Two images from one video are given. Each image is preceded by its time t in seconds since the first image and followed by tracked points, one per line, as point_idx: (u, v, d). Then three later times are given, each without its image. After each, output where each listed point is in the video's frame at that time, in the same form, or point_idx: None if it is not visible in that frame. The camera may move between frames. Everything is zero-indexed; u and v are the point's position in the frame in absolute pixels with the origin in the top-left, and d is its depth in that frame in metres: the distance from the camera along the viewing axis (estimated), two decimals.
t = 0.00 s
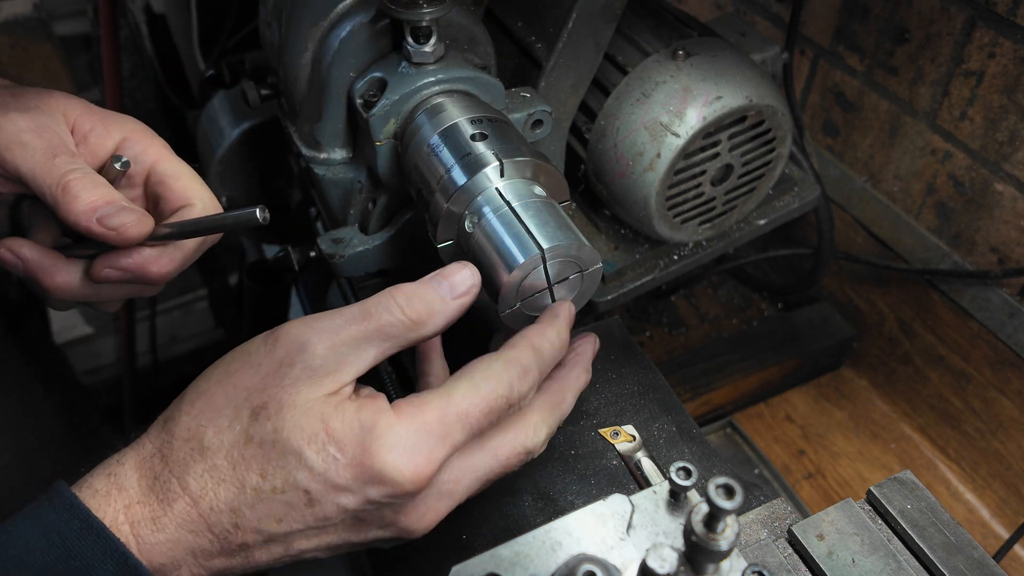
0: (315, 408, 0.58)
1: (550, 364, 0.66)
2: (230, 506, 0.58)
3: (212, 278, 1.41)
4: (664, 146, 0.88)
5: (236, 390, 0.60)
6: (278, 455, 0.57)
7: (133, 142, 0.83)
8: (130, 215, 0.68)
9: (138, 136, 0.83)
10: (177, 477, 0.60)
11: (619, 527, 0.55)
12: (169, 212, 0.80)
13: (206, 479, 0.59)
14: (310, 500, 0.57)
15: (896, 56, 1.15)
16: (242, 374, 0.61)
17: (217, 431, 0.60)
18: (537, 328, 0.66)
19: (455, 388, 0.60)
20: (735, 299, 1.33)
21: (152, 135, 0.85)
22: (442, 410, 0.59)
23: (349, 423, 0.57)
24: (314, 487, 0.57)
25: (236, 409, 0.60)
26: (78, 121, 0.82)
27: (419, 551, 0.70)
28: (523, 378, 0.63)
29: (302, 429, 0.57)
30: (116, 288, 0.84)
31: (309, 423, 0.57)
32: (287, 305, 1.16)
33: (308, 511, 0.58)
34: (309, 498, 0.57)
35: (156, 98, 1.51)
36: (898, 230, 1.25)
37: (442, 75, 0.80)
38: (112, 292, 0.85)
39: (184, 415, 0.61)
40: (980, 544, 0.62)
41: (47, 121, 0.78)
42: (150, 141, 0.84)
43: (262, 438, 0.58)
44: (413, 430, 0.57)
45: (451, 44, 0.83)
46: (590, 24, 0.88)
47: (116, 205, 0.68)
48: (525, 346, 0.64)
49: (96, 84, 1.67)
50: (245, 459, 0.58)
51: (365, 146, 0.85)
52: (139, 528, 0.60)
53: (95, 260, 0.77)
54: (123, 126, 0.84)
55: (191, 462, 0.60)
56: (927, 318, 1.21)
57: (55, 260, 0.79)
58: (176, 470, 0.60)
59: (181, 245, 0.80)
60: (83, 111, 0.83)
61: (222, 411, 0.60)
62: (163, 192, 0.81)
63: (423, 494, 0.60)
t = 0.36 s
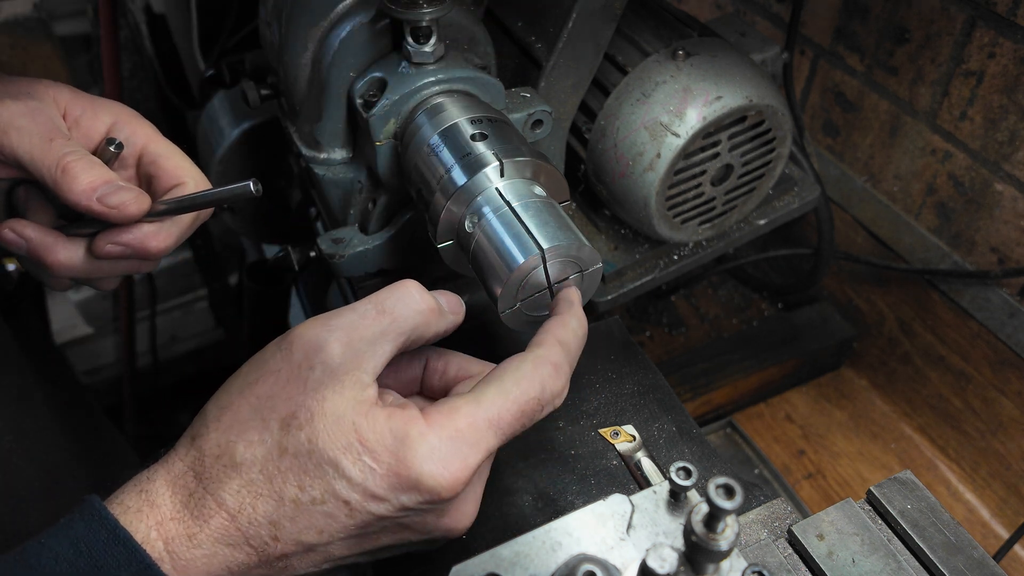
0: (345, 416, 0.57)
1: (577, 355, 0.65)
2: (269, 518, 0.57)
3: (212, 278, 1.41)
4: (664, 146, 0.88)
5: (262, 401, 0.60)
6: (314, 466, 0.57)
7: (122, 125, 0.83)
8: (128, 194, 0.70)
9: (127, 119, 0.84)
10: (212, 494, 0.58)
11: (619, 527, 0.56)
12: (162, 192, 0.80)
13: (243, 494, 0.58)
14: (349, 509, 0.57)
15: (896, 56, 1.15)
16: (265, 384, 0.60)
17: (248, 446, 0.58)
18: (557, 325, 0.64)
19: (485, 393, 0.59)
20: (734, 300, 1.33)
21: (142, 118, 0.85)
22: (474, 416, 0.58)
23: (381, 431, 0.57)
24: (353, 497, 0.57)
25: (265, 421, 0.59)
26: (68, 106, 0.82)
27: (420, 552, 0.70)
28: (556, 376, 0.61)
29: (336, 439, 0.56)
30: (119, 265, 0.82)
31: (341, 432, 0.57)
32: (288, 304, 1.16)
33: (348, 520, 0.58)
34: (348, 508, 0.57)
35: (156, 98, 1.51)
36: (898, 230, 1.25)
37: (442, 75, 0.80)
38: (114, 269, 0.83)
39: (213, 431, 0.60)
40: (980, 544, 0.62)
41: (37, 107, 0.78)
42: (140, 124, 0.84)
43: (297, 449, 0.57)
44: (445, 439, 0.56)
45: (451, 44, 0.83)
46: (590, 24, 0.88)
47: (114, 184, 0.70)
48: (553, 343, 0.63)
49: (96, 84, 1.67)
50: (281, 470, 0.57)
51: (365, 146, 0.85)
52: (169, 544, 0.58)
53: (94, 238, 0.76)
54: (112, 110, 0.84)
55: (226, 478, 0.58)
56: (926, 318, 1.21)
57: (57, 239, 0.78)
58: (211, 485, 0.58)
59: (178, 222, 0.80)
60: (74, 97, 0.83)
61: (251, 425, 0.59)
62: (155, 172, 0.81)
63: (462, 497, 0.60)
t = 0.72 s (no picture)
0: (345, 453, 0.56)
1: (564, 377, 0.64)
2: (266, 548, 0.57)
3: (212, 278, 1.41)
4: (664, 146, 0.88)
5: (262, 435, 0.58)
6: (312, 502, 0.56)
7: (129, 156, 0.82)
8: (125, 235, 0.69)
9: (136, 149, 0.82)
10: (212, 522, 0.57)
11: (619, 527, 0.56)
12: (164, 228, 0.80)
13: (241, 525, 0.57)
14: (345, 543, 0.58)
15: (896, 56, 1.15)
16: (265, 417, 0.59)
17: (245, 479, 0.57)
18: (538, 349, 0.63)
19: (481, 432, 0.58)
20: (734, 299, 1.33)
21: (150, 147, 0.84)
22: (470, 456, 0.58)
23: (378, 472, 0.56)
24: (349, 533, 0.57)
25: (264, 454, 0.58)
26: (75, 134, 0.81)
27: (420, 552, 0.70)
28: (554, 406, 0.61)
29: (336, 479, 0.56)
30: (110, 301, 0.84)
31: (340, 471, 0.56)
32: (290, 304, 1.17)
33: (343, 551, 0.58)
34: (345, 542, 0.58)
35: (156, 98, 1.52)
36: (899, 231, 1.25)
37: (442, 75, 0.80)
38: (108, 304, 0.86)
39: (210, 460, 0.59)
40: (980, 544, 0.62)
41: (42, 137, 0.77)
42: (149, 154, 0.83)
43: (295, 486, 0.56)
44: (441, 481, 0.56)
45: (451, 44, 0.83)
46: (590, 24, 0.88)
47: (111, 225, 0.69)
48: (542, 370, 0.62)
49: (96, 84, 1.67)
50: (279, 506, 0.56)
51: (365, 146, 0.85)
52: (173, 563, 0.57)
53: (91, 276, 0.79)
54: (119, 139, 0.82)
55: (225, 510, 0.57)
56: (927, 318, 1.21)
57: (54, 272, 0.80)
58: (209, 516, 0.57)
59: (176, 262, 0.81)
60: (81, 125, 0.81)
61: (250, 457, 0.58)
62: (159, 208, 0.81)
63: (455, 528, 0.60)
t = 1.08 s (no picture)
0: (360, 453, 0.56)
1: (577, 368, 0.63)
2: (287, 543, 0.58)
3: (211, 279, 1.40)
4: (664, 146, 0.88)
5: (275, 440, 0.58)
6: (330, 501, 0.56)
7: (150, 175, 0.80)
8: (142, 261, 0.68)
9: (156, 169, 0.80)
10: (231, 523, 0.57)
11: (619, 527, 0.56)
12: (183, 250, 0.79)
13: (261, 524, 0.57)
14: (363, 535, 0.58)
15: (896, 56, 1.15)
16: (276, 420, 0.58)
17: (262, 482, 0.57)
18: (554, 338, 0.63)
19: (492, 423, 0.58)
20: (734, 299, 1.33)
21: (173, 166, 0.82)
22: (482, 447, 0.57)
23: (393, 468, 0.56)
24: (366, 525, 0.57)
25: (278, 457, 0.57)
26: (98, 151, 0.78)
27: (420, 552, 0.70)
28: (562, 395, 0.60)
29: (350, 476, 0.56)
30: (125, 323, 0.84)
31: (356, 469, 0.56)
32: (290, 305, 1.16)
33: (360, 542, 0.59)
34: (362, 533, 0.58)
35: (156, 98, 1.51)
36: (899, 231, 1.25)
37: (441, 75, 0.80)
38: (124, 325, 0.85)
39: (225, 464, 0.58)
40: (980, 544, 0.62)
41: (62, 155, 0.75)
42: (170, 173, 0.81)
43: (312, 486, 0.56)
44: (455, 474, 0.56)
45: (451, 44, 0.83)
46: (590, 25, 0.88)
47: (128, 251, 0.68)
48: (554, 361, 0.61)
49: (96, 84, 1.67)
50: (297, 506, 0.56)
51: (365, 146, 0.85)
52: (196, 564, 0.58)
53: (106, 300, 0.78)
54: (141, 157, 0.80)
55: (243, 510, 0.57)
56: (927, 318, 1.21)
57: (70, 293, 0.80)
58: (228, 517, 0.58)
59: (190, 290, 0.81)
60: (103, 140, 0.79)
61: (265, 461, 0.57)
62: (178, 230, 0.79)
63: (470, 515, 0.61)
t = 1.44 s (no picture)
0: (379, 430, 0.56)
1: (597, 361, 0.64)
2: (300, 522, 0.57)
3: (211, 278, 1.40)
4: (665, 146, 0.88)
5: (299, 411, 0.57)
6: (347, 476, 0.56)
7: (174, 193, 0.77)
8: (159, 284, 0.67)
9: (181, 186, 0.77)
10: (246, 500, 0.57)
11: (619, 527, 0.55)
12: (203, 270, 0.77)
13: (276, 500, 0.57)
14: (377, 514, 0.58)
15: (897, 56, 1.15)
16: (301, 392, 0.57)
17: (282, 455, 0.56)
18: (577, 330, 0.64)
19: (511, 404, 0.59)
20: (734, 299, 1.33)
21: (199, 183, 0.79)
22: (501, 429, 0.58)
23: (411, 444, 0.56)
24: (382, 505, 0.57)
25: (299, 430, 0.57)
26: (122, 165, 0.76)
27: (420, 550, 0.70)
28: (580, 387, 0.61)
29: (370, 453, 0.56)
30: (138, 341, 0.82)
31: (375, 445, 0.56)
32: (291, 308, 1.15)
33: (374, 522, 0.59)
34: (376, 513, 0.58)
35: (156, 99, 1.51)
36: (899, 231, 1.25)
37: (441, 75, 0.80)
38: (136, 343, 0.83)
39: (244, 438, 0.57)
40: (980, 544, 0.62)
41: (86, 167, 0.73)
42: (196, 192, 0.78)
43: (331, 461, 0.56)
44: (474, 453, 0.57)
45: (451, 44, 0.83)
46: (590, 25, 0.88)
47: (145, 273, 0.66)
48: (577, 354, 0.62)
49: (96, 84, 1.67)
50: (315, 480, 0.56)
51: (365, 146, 0.85)
52: (209, 543, 0.57)
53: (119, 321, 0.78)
54: (167, 174, 0.78)
55: (260, 485, 0.57)
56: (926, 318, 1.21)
57: (86, 309, 0.78)
58: (244, 493, 0.57)
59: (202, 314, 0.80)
60: (130, 154, 0.77)
61: (285, 433, 0.57)
62: (199, 249, 0.77)
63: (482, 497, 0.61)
